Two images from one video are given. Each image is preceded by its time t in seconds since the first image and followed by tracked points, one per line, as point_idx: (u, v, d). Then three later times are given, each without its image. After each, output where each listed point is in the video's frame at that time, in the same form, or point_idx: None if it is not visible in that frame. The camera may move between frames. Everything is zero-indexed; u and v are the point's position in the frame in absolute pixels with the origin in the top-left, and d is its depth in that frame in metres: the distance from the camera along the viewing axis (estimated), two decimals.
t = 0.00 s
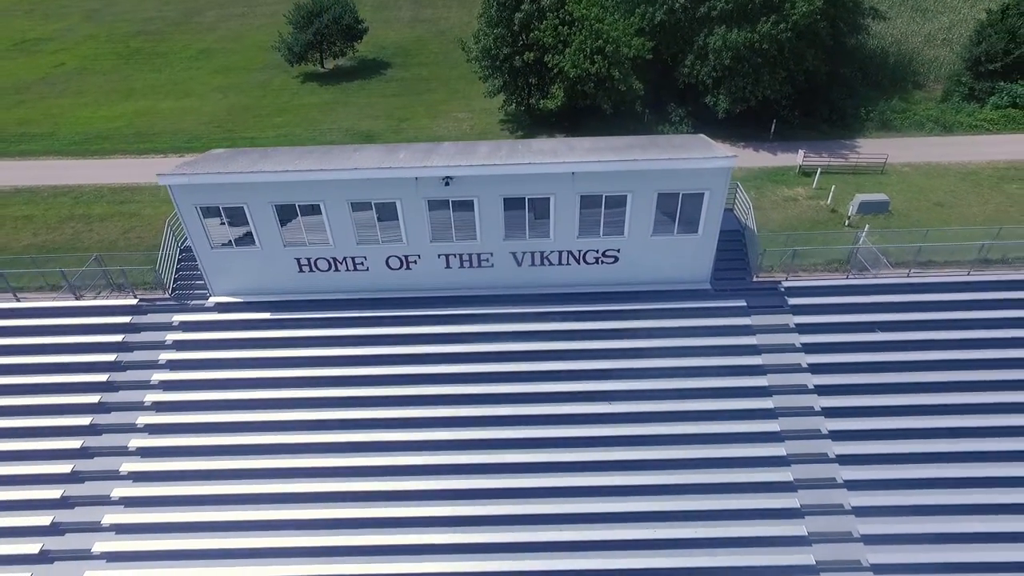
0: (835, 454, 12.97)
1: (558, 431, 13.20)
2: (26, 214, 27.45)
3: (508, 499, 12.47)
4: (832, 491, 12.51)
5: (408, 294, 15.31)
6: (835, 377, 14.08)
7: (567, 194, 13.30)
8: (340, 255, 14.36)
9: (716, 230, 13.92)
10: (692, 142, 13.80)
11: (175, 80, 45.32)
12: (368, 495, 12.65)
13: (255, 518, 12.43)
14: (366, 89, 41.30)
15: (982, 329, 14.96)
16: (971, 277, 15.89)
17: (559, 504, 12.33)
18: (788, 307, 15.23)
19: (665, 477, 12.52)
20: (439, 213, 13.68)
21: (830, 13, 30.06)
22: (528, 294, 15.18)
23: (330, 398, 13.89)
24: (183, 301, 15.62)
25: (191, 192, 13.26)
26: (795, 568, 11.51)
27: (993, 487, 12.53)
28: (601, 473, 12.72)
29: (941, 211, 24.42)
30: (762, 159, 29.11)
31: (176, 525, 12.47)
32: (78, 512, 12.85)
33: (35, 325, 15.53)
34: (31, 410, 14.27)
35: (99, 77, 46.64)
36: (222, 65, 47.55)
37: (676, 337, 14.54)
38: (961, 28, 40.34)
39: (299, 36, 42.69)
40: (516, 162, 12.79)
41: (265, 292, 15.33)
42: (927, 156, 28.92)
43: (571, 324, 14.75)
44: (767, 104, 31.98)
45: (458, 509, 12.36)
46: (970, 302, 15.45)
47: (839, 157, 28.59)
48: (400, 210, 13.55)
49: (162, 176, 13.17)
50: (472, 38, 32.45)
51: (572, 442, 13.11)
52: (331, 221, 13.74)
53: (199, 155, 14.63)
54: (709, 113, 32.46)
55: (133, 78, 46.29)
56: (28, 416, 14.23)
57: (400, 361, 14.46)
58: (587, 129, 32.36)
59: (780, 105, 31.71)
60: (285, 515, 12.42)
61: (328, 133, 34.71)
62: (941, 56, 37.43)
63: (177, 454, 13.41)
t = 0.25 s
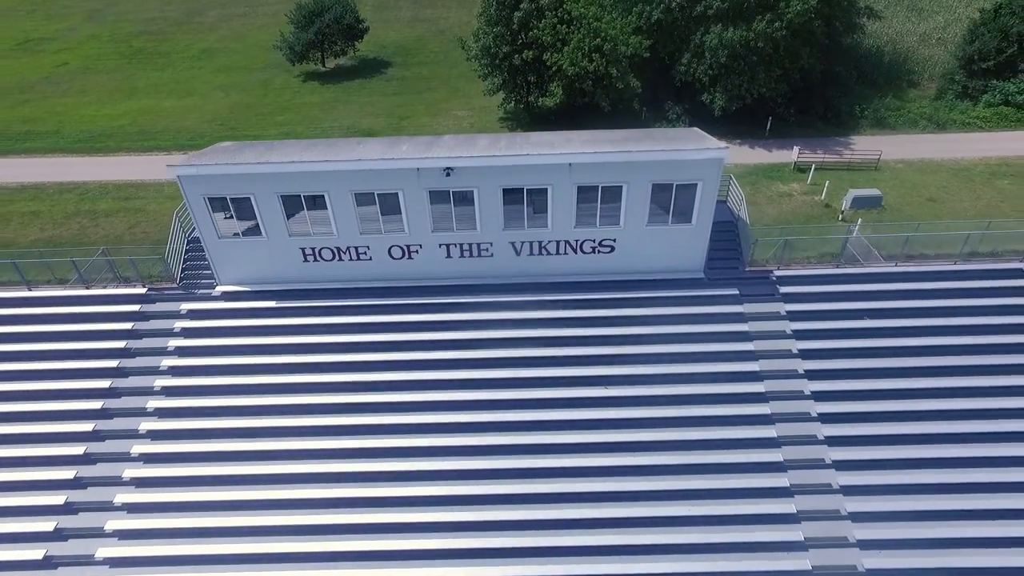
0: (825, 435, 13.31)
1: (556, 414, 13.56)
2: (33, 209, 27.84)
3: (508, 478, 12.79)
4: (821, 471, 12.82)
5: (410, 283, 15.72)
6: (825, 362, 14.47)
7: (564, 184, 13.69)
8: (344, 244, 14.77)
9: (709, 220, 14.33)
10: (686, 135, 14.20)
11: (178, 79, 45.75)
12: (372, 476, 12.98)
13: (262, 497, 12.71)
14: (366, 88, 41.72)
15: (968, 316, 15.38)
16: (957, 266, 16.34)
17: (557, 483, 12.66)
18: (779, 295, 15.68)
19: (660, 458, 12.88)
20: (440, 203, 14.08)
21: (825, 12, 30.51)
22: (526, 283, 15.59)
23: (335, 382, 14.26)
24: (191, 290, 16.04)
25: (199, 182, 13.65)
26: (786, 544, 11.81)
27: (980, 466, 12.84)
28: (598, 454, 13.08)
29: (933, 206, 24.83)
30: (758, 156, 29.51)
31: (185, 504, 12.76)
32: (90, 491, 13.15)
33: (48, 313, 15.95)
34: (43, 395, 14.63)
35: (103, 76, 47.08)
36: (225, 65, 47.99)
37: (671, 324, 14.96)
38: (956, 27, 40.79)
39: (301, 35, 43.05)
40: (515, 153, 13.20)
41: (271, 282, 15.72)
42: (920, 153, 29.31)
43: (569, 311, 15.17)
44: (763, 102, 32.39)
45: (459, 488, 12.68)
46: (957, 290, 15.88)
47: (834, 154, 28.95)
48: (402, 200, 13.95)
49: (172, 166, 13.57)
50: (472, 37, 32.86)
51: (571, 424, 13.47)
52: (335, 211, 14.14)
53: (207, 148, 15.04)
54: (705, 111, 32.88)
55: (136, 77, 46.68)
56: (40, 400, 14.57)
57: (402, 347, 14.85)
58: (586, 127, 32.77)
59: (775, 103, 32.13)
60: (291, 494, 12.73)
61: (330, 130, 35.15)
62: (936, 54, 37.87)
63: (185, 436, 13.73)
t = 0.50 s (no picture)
0: (817, 423, 13.57)
1: (555, 403, 13.88)
2: (38, 208, 28.21)
3: (507, 465, 13.08)
4: (813, 458, 13.07)
5: (412, 276, 16.09)
6: (818, 353, 14.78)
7: (562, 179, 14.04)
8: (347, 238, 15.14)
9: (704, 214, 14.68)
10: (681, 131, 14.55)
11: (180, 80, 46.16)
12: (375, 462, 13.26)
13: (267, 483, 12.97)
14: (367, 89, 42.13)
15: (955, 308, 15.75)
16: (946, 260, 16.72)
17: (556, 469, 12.95)
18: (772, 288, 16.04)
19: (656, 444, 13.18)
20: (441, 198, 14.44)
21: (820, 14, 30.94)
22: (525, 276, 15.94)
23: (338, 372, 14.58)
24: (197, 283, 16.37)
25: (207, 177, 14.01)
26: (779, 527, 12.07)
27: (969, 452, 13.11)
28: (596, 441, 13.37)
29: (926, 204, 25.18)
30: (754, 155, 29.85)
31: (192, 490, 13.01)
32: (99, 478, 13.39)
33: (58, 306, 16.29)
34: (52, 385, 14.92)
35: (106, 78, 47.50)
36: (227, 66, 48.40)
37: (667, 316, 15.31)
38: (951, 29, 41.23)
39: (302, 37, 43.44)
40: (514, 148, 13.55)
41: (275, 275, 16.08)
42: (915, 152, 29.67)
43: (566, 304, 15.51)
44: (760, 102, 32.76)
45: (459, 474, 12.97)
46: (945, 284, 16.27)
47: (830, 153, 29.28)
48: (404, 195, 14.30)
49: (180, 161, 13.92)
50: (471, 38, 33.25)
51: (569, 413, 13.78)
52: (339, 205, 14.49)
53: (213, 144, 15.39)
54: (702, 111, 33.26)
55: (139, 78, 47.06)
56: (50, 390, 14.85)
57: (404, 339, 15.18)
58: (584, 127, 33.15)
59: (772, 103, 32.52)
60: (296, 480, 13.01)
61: (332, 131, 35.56)
62: (930, 56, 38.29)
63: (192, 424, 14.00)
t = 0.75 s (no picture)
0: (808, 410, 13.92)
1: (555, 391, 14.25)
2: (46, 208, 28.67)
3: (508, 451, 13.42)
4: (804, 443, 13.41)
5: (414, 270, 16.52)
6: (810, 343, 15.17)
7: (560, 174, 14.48)
8: (352, 232, 15.57)
9: (698, 208, 15.11)
10: (675, 128, 14.99)
11: (185, 84, 46.70)
12: (380, 448, 13.62)
13: (275, 467, 13.31)
14: (369, 92, 42.66)
15: (943, 300, 16.16)
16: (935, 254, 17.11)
17: (555, 454, 13.30)
18: (764, 281, 16.45)
19: (653, 431, 13.54)
20: (443, 192, 14.87)
21: (814, 17, 31.45)
22: (524, 270, 16.36)
23: (344, 362, 14.97)
24: (205, 277, 16.81)
25: (216, 172, 14.44)
26: (771, 510, 12.36)
27: (958, 438, 13.44)
28: (595, 427, 13.74)
29: (919, 203, 25.60)
30: (751, 156, 30.28)
31: (202, 474, 13.34)
32: (111, 463, 13.72)
33: (70, 298, 16.70)
34: (65, 374, 15.29)
35: (111, 82, 48.06)
36: (230, 70, 48.95)
37: (663, 307, 15.72)
38: (945, 33, 41.74)
39: (305, 41, 43.99)
40: (514, 144, 13.99)
41: (281, 269, 16.51)
42: (908, 153, 30.10)
43: (565, 296, 15.91)
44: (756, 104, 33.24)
45: (461, 459, 13.30)
46: (933, 277, 16.69)
47: (825, 154, 29.72)
48: (407, 189, 14.74)
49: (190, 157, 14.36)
50: (472, 41, 33.75)
51: (568, 400, 14.14)
52: (344, 200, 14.93)
53: (222, 141, 15.83)
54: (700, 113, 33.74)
55: (144, 82, 47.61)
56: (62, 380, 15.22)
57: (407, 330, 15.58)
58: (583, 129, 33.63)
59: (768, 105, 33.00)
60: (302, 465, 13.34)
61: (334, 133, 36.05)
62: (925, 59, 38.76)
63: (201, 412, 14.35)
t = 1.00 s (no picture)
0: (802, 400, 14.22)
1: (556, 381, 14.56)
2: (52, 208, 29.02)
3: (510, 438, 13.69)
4: (797, 432, 13.72)
5: (417, 265, 16.88)
6: (805, 335, 15.50)
7: (559, 170, 14.83)
8: (356, 227, 15.95)
9: (694, 204, 15.47)
10: (672, 126, 15.35)
11: (188, 87, 47.11)
12: (385, 437, 13.85)
13: (282, 455, 13.56)
14: (371, 95, 43.10)
15: (934, 294, 16.52)
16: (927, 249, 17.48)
17: (556, 442, 13.59)
18: (759, 275, 16.82)
19: (651, 420, 13.86)
20: (445, 188, 15.23)
21: (810, 20, 31.88)
22: (525, 264, 16.71)
23: (348, 353, 15.26)
24: (212, 271, 17.12)
25: (224, 168, 14.81)
26: (765, 496, 12.68)
27: (950, 427, 13.74)
28: (595, 417, 14.03)
29: (912, 203, 25.96)
30: (749, 158, 30.63)
31: (210, 462, 13.58)
32: (120, 451, 13.94)
33: (79, 292, 16.99)
34: (73, 365, 15.52)
35: (114, 85, 48.48)
36: (233, 73, 49.39)
37: (660, 301, 16.06)
38: (941, 36, 42.20)
39: (307, 45, 44.45)
40: (514, 140, 14.34)
41: (286, 264, 16.86)
42: (903, 153, 30.46)
43: (564, 289, 16.26)
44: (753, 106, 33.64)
45: (464, 447, 13.58)
46: (924, 271, 17.06)
47: (820, 154, 30.08)
48: (410, 185, 15.09)
49: (199, 153, 14.72)
50: (472, 44, 34.15)
51: (568, 390, 14.45)
52: (348, 195, 15.29)
53: (229, 138, 16.20)
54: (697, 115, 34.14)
55: (148, 85, 48.04)
56: (71, 370, 15.46)
57: (410, 322, 15.90)
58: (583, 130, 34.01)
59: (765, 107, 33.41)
60: (309, 452, 13.60)
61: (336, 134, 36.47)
62: (921, 62, 39.18)
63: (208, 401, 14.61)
